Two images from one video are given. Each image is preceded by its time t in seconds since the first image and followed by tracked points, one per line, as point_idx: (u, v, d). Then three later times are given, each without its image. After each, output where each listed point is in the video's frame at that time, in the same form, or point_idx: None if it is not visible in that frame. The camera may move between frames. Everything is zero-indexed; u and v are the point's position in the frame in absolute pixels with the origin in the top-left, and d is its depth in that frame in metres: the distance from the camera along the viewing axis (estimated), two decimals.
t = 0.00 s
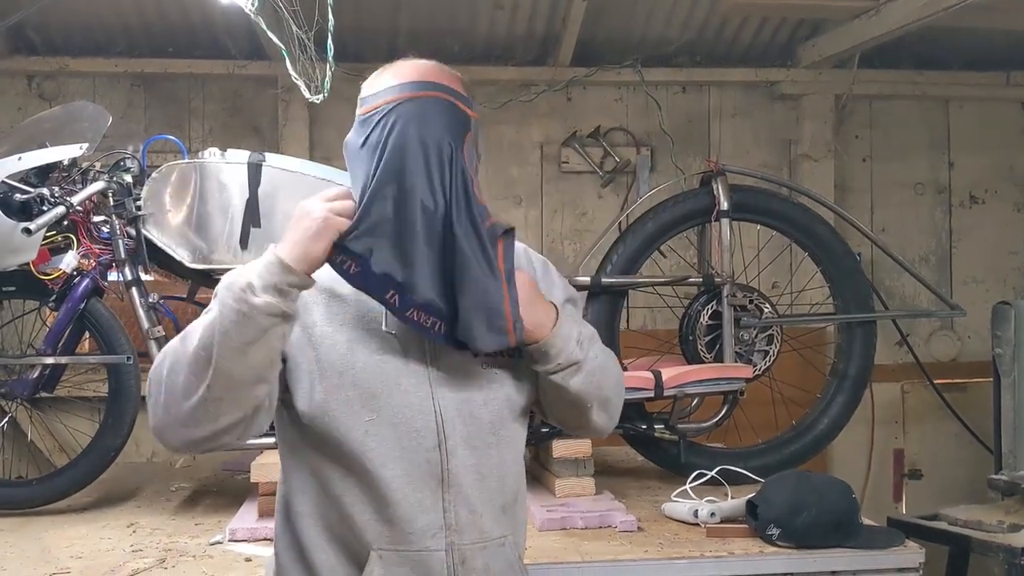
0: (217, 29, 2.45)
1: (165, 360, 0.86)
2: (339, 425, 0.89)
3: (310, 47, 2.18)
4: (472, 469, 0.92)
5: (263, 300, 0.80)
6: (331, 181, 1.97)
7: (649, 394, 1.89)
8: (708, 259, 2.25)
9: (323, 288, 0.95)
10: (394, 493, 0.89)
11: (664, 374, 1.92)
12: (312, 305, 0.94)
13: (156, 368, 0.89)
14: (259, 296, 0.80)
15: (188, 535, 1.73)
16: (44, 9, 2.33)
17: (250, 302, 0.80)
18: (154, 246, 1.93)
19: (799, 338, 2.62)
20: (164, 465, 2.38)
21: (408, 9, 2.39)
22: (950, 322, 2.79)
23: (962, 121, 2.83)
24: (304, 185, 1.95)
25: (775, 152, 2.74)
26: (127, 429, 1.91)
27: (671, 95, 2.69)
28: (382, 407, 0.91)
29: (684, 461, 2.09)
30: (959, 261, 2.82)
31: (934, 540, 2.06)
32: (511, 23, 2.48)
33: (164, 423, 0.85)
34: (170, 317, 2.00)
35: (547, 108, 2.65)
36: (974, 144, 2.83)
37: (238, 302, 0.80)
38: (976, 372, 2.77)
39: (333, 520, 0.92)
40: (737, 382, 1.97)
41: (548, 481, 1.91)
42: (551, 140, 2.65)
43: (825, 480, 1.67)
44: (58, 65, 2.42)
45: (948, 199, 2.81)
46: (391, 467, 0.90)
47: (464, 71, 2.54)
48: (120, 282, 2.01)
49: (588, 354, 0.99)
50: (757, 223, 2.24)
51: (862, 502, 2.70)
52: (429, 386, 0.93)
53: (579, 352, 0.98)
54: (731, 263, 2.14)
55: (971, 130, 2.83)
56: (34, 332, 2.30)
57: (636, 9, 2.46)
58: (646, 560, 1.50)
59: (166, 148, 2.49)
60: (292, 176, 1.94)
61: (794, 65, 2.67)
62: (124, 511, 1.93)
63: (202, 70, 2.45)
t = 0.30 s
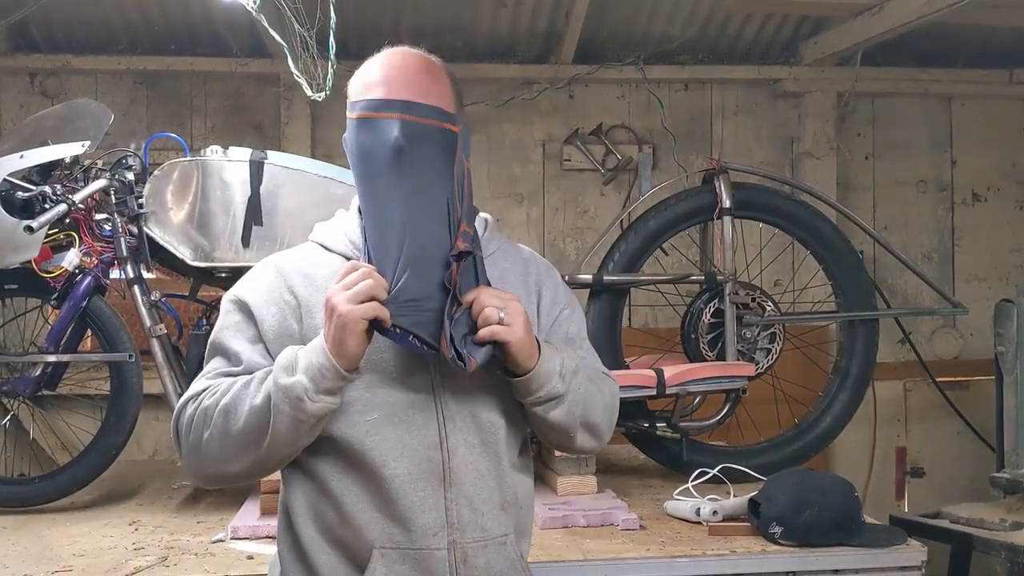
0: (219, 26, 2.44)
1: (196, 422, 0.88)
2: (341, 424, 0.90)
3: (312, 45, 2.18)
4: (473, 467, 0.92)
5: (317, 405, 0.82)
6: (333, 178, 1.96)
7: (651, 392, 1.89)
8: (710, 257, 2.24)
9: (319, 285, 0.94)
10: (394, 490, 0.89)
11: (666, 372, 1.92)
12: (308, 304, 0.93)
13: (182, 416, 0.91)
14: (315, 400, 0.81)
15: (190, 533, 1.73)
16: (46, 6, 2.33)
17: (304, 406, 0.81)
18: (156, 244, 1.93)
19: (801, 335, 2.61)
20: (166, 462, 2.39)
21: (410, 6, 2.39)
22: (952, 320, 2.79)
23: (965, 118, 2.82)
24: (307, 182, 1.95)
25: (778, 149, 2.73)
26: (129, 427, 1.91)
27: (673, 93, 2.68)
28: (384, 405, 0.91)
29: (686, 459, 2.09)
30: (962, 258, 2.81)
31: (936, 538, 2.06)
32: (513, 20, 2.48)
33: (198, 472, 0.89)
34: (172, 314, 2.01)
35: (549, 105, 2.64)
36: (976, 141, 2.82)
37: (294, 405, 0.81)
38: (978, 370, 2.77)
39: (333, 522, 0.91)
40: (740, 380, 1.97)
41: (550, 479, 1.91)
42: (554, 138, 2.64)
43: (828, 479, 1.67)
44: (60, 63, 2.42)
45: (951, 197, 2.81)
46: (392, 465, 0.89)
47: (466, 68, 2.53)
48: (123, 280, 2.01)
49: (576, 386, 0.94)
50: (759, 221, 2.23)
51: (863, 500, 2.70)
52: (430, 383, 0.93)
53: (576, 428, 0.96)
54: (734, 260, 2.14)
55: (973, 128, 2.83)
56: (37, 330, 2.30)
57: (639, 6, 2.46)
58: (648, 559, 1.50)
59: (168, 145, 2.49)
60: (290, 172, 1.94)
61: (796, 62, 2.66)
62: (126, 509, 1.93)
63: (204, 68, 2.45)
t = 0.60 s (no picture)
0: (221, 25, 2.45)
1: (181, 413, 0.88)
2: (340, 416, 0.90)
3: (314, 43, 2.18)
4: (473, 458, 0.92)
5: (304, 405, 0.81)
6: (336, 177, 1.97)
7: (653, 390, 1.89)
8: (712, 255, 2.24)
9: (319, 282, 0.95)
10: (395, 481, 0.90)
11: (668, 370, 1.92)
12: (308, 303, 0.93)
13: (172, 405, 0.91)
14: (303, 400, 0.81)
15: (193, 530, 1.74)
16: (48, 5, 2.33)
17: (293, 405, 0.81)
18: (159, 242, 1.94)
19: (803, 334, 2.62)
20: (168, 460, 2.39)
21: (412, 4, 2.39)
22: (954, 318, 2.79)
23: (967, 117, 2.82)
24: (309, 181, 1.96)
25: (779, 148, 2.73)
26: (132, 425, 1.91)
27: (674, 91, 2.68)
28: (385, 397, 0.91)
29: (688, 458, 2.09)
30: (963, 257, 2.82)
31: (937, 536, 2.06)
32: (515, 19, 2.48)
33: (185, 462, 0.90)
34: (175, 312, 2.01)
35: (551, 104, 2.64)
36: (978, 140, 2.82)
37: (281, 405, 0.81)
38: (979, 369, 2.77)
39: (334, 515, 0.91)
40: (741, 379, 1.97)
41: (551, 477, 1.92)
42: (556, 137, 2.65)
43: (830, 477, 1.67)
44: (62, 61, 2.42)
45: (952, 195, 2.81)
46: (392, 455, 0.90)
47: (469, 67, 2.54)
48: (126, 278, 2.02)
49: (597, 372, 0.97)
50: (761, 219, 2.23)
51: (865, 498, 2.71)
52: (429, 375, 0.93)
53: (596, 411, 0.99)
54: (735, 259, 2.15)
55: (975, 126, 2.83)
56: (39, 328, 2.30)
57: (641, 5, 2.46)
58: (650, 557, 1.50)
59: (171, 144, 2.50)
60: (294, 171, 1.95)
61: (798, 61, 2.66)
62: (129, 506, 1.93)
63: (207, 66, 2.45)
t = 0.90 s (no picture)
0: (224, 20, 2.44)
1: (237, 381, 0.85)
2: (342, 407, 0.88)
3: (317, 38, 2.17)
4: (474, 449, 0.92)
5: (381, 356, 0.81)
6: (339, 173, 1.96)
7: (656, 386, 1.88)
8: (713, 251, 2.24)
9: (325, 270, 0.93)
10: (397, 472, 0.89)
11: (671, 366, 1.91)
12: (317, 291, 0.92)
13: (217, 378, 0.87)
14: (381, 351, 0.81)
15: (196, 526, 1.74)
16: None
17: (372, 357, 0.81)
18: (161, 237, 1.93)
19: (807, 330, 2.61)
20: (171, 455, 2.40)
21: None
22: (958, 314, 2.78)
23: (971, 112, 2.81)
24: (312, 176, 1.95)
25: (783, 143, 2.73)
26: (134, 421, 1.91)
27: (678, 87, 2.67)
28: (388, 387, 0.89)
29: (691, 454, 2.10)
30: (968, 253, 2.81)
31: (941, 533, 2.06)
32: (518, 14, 2.47)
33: (223, 438, 0.86)
34: (178, 307, 2.01)
35: (554, 99, 2.64)
36: (983, 135, 2.81)
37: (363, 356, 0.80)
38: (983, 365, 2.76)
39: (335, 506, 0.91)
40: (744, 375, 1.96)
41: (554, 473, 1.92)
42: (559, 132, 2.64)
43: (833, 473, 1.67)
44: (65, 56, 2.42)
45: (957, 191, 2.80)
46: (393, 446, 0.89)
47: (472, 62, 2.53)
48: (128, 273, 2.01)
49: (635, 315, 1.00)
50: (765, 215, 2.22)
51: (868, 495, 2.70)
52: (433, 363, 0.91)
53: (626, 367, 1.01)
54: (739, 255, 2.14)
55: (980, 122, 2.81)
56: (42, 323, 2.31)
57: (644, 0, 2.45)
58: (652, 553, 1.50)
59: (173, 139, 2.50)
60: (298, 166, 1.95)
61: (803, 56, 2.65)
62: (132, 501, 1.93)
63: (209, 61, 2.45)
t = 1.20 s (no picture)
0: (227, 16, 2.44)
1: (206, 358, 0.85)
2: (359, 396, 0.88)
3: (320, 35, 2.17)
4: (489, 438, 0.92)
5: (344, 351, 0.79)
6: (341, 169, 1.97)
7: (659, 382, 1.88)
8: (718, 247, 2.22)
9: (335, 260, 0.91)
10: (415, 460, 0.89)
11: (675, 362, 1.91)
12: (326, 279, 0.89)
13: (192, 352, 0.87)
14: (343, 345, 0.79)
15: (199, 521, 1.74)
16: None
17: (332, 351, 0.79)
18: (164, 233, 1.94)
19: (811, 326, 2.61)
20: (175, 450, 2.40)
21: None
22: (962, 311, 2.78)
23: (976, 108, 2.80)
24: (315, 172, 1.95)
25: (787, 139, 2.72)
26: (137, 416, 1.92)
27: (681, 83, 2.67)
28: (405, 376, 0.89)
29: (693, 450, 2.10)
30: (972, 249, 2.80)
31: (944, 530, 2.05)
32: (521, 10, 2.47)
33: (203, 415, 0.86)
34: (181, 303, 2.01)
35: (557, 95, 2.64)
36: (987, 131, 2.80)
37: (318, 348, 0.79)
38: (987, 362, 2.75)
39: (347, 497, 0.90)
40: (747, 371, 1.96)
41: (557, 468, 1.92)
42: (562, 128, 2.64)
43: (835, 469, 1.66)
44: (69, 52, 2.42)
45: (961, 187, 2.79)
46: (410, 435, 0.89)
47: (475, 59, 2.53)
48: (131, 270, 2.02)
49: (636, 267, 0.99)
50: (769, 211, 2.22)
51: (872, 491, 2.70)
52: (448, 354, 0.91)
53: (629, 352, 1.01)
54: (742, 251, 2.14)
55: (985, 118, 2.81)
56: (46, 319, 2.33)
57: None
58: (654, 548, 1.50)
59: (177, 135, 2.50)
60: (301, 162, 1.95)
61: (806, 52, 2.64)
62: (135, 497, 1.94)
63: (212, 57, 2.45)
